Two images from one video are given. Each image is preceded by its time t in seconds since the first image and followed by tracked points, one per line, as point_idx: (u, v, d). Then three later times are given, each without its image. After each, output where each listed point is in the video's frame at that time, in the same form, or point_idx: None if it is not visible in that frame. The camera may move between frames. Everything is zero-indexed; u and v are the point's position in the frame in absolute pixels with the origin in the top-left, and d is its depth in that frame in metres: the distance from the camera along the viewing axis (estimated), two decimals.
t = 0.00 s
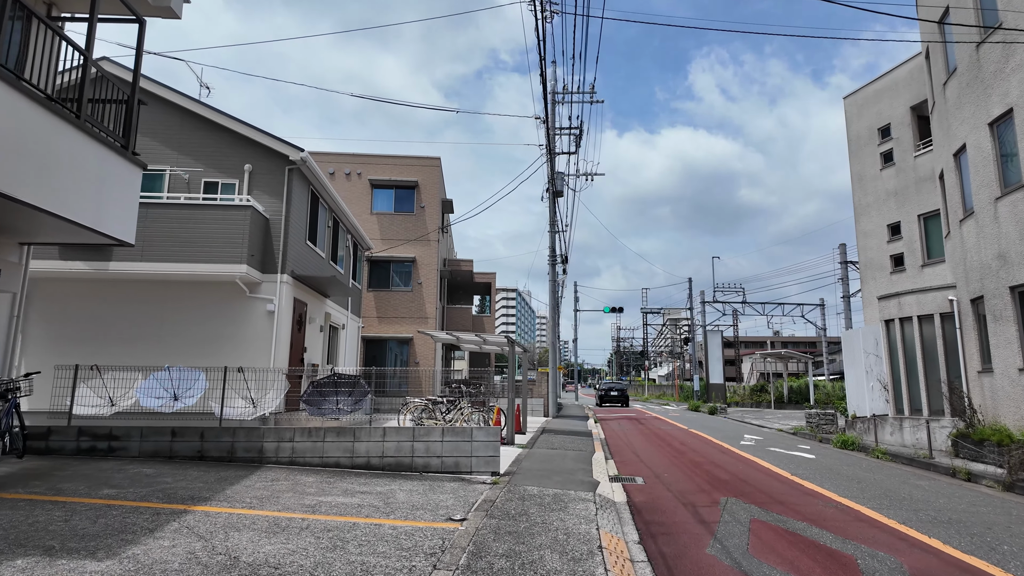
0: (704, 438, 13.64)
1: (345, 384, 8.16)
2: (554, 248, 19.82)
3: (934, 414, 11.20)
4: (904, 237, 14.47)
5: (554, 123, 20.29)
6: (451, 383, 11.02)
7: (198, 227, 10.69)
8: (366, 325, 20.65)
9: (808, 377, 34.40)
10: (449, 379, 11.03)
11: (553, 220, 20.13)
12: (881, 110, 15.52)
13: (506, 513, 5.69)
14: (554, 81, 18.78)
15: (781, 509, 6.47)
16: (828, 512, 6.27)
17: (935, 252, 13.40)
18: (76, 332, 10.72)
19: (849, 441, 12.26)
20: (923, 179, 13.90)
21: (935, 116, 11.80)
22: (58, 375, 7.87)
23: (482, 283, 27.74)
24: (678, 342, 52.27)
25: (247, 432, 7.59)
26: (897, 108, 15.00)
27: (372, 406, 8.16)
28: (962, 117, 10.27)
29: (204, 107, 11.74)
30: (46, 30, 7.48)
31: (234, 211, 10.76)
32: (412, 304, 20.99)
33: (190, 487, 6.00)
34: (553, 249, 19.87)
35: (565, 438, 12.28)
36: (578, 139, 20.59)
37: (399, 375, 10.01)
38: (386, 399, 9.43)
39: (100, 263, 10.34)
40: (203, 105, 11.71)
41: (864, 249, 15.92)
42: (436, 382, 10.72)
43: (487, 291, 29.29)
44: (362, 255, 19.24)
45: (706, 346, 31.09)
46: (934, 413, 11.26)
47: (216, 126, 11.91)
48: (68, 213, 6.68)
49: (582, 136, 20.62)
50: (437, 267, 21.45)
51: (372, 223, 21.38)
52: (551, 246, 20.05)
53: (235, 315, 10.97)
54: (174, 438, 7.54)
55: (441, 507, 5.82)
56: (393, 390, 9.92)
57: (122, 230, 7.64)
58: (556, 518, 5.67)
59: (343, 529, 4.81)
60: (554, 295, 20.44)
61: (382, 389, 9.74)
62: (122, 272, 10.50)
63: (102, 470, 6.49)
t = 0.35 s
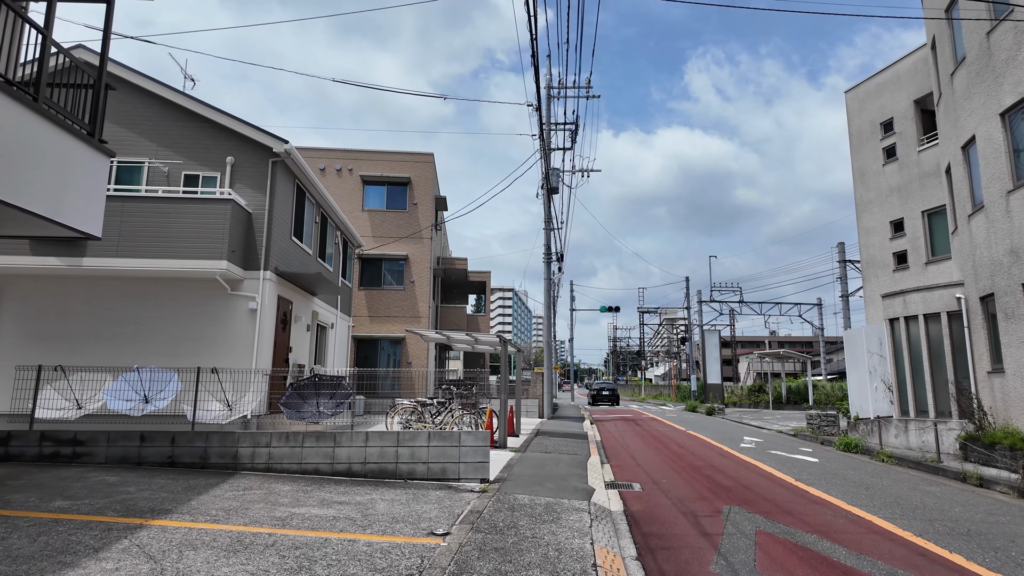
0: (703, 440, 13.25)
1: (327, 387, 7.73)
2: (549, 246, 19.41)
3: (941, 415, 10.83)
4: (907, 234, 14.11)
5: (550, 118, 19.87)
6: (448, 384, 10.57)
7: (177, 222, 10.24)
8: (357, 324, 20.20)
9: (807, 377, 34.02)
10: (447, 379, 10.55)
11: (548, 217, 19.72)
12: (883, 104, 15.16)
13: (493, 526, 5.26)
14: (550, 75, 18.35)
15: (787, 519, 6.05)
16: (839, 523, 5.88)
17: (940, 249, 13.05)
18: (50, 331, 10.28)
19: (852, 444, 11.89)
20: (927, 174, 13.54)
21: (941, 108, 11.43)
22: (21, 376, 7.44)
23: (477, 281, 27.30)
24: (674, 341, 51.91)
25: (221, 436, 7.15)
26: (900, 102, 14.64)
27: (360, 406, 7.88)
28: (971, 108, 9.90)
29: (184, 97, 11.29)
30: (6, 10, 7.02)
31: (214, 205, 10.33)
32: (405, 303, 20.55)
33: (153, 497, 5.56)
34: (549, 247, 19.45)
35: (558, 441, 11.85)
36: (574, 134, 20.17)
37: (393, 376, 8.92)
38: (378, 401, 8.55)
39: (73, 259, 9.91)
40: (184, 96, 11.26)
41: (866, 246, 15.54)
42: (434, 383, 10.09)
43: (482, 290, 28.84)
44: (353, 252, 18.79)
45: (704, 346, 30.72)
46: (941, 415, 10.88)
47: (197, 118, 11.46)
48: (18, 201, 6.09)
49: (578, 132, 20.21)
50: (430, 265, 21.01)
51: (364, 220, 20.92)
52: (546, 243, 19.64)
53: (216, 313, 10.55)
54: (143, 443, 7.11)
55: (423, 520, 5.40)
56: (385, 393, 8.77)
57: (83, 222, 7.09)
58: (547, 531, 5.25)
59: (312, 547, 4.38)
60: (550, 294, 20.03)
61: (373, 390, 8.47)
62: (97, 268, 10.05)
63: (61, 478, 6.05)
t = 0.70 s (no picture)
0: (706, 441, 12.85)
1: (313, 384, 7.34)
2: (548, 242, 18.99)
3: (954, 415, 10.43)
4: (916, 229, 13.72)
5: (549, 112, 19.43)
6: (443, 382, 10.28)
7: (159, 214, 9.84)
8: (352, 322, 19.79)
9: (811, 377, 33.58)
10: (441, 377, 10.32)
11: (547, 213, 19.30)
12: (891, 96, 14.75)
13: (485, 536, 4.85)
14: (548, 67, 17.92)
15: (801, 527, 5.65)
16: (858, 532, 5.47)
17: (951, 245, 12.67)
18: (30, 328, 9.90)
19: (861, 445, 11.50)
20: (937, 168, 13.14)
21: (954, 97, 11.02)
22: None
23: (475, 279, 26.87)
24: (674, 340, 51.52)
25: (198, 437, 6.74)
26: (908, 94, 14.24)
27: (352, 407, 7.59)
28: (987, 95, 9.50)
29: (168, 85, 10.85)
30: None
31: (199, 196, 9.92)
32: (401, 300, 20.14)
33: (118, 503, 5.15)
34: (548, 243, 19.03)
35: (557, 442, 11.44)
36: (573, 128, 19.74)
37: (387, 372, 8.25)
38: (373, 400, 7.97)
39: (51, 253, 9.52)
40: (167, 83, 10.83)
41: (873, 242, 15.13)
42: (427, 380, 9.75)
43: (480, 288, 28.41)
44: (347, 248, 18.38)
45: (705, 345, 30.31)
46: (954, 416, 10.48)
47: (182, 106, 11.04)
48: None
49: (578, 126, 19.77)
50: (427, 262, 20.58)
51: (359, 216, 20.49)
52: (545, 240, 19.23)
53: (201, 309, 10.15)
54: (115, 443, 6.69)
55: (410, 529, 4.99)
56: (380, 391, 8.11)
57: (47, 209, 6.54)
58: (543, 541, 4.84)
59: (283, 561, 3.96)
60: (549, 292, 19.60)
61: (367, 390, 7.95)
62: (76, 262, 9.65)
63: (22, 483, 5.64)
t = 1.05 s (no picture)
0: (707, 443, 12.46)
1: (295, 387, 6.88)
2: (546, 240, 18.60)
3: (966, 418, 10.04)
4: (924, 225, 13.34)
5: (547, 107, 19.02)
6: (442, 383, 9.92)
7: (140, 209, 9.44)
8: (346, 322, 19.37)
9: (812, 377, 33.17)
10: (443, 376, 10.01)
11: (545, 210, 18.91)
12: (898, 89, 14.36)
13: (472, 552, 4.45)
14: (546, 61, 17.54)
15: (814, 540, 5.24)
16: (877, 546, 5.07)
17: (960, 242, 12.30)
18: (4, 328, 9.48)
19: (869, 448, 11.11)
20: (946, 162, 12.76)
21: (966, 88, 10.65)
22: None
23: (472, 279, 26.46)
24: (674, 340, 51.10)
25: (171, 443, 6.33)
26: (915, 87, 13.86)
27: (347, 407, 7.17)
28: (1002, 84, 9.10)
29: (149, 74, 10.38)
30: None
31: (180, 189, 9.52)
32: (396, 300, 19.73)
33: (75, 516, 4.74)
34: (545, 241, 18.65)
35: (554, 445, 11.03)
36: (572, 123, 19.34)
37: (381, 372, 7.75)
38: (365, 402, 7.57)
39: (26, 249, 9.12)
40: (149, 72, 10.36)
41: (879, 239, 14.74)
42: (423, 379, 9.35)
43: (477, 287, 28.00)
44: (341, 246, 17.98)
45: (705, 345, 29.92)
46: (966, 418, 10.09)
47: (165, 97, 10.60)
48: None
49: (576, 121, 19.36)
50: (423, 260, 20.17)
51: (353, 213, 20.08)
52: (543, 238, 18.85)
53: (184, 308, 9.80)
54: (83, 449, 6.29)
55: (391, 544, 4.59)
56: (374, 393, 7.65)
57: (11, 198, 6.09)
58: (536, 558, 4.44)
59: None
60: (547, 290, 19.21)
61: (362, 390, 7.50)
62: (53, 259, 9.24)
63: None
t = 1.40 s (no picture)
0: (708, 446, 12.06)
1: (273, 389, 6.56)
2: (543, 238, 18.20)
3: (978, 420, 9.65)
4: (931, 221, 12.95)
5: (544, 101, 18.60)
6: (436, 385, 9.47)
7: (116, 201, 9.00)
8: (338, 321, 18.95)
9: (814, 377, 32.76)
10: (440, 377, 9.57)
11: (542, 207, 18.50)
12: (904, 81, 13.97)
13: (456, 572, 4.04)
14: (543, 53, 17.12)
15: (829, 555, 4.84)
16: (899, 562, 4.66)
17: (969, 238, 11.92)
18: None
19: (876, 451, 10.73)
20: (955, 156, 12.36)
21: (978, 78, 10.26)
22: None
23: (468, 278, 26.03)
24: (673, 340, 50.67)
25: (138, 449, 5.91)
26: (922, 79, 13.47)
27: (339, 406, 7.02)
28: (1017, 71, 8.71)
29: (127, 61, 9.96)
30: None
31: (158, 181, 9.09)
32: (389, 298, 19.32)
33: (21, 531, 4.31)
34: (542, 239, 18.24)
35: (550, 448, 10.61)
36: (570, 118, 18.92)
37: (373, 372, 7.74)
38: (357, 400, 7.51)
39: None
40: (128, 60, 9.95)
41: (885, 236, 14.35)
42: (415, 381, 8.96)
43: (473, 286, 27.56)
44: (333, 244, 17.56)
45: (705, 345, 29.53)
46: (978, 421, 9.70)
47: (144, 86, 10.18)
48: None
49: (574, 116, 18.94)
50: (418, 258, 19.76)
51: (346, 210, 19.65)
52: (539, 235, 18.45)
53: (164, 305, 9.39)
54: (42, 456, 5.87)
55: (367, 562, 4.17)
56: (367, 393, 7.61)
57: None
58: None
59: None
60: (544, 289, 18.78)
61: (355, 390, 7.42)
62: (24, 253, 8.82)
63: None
